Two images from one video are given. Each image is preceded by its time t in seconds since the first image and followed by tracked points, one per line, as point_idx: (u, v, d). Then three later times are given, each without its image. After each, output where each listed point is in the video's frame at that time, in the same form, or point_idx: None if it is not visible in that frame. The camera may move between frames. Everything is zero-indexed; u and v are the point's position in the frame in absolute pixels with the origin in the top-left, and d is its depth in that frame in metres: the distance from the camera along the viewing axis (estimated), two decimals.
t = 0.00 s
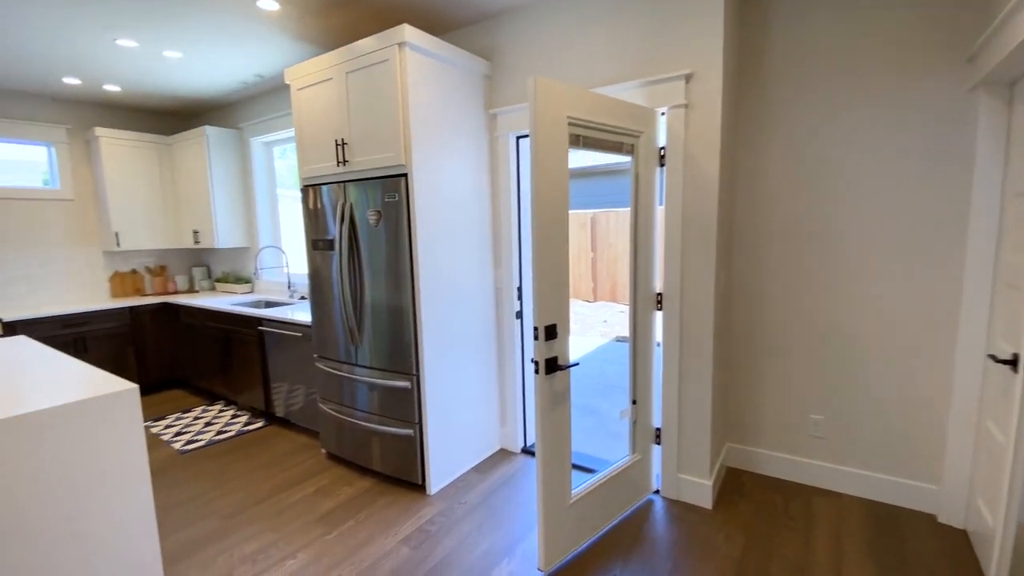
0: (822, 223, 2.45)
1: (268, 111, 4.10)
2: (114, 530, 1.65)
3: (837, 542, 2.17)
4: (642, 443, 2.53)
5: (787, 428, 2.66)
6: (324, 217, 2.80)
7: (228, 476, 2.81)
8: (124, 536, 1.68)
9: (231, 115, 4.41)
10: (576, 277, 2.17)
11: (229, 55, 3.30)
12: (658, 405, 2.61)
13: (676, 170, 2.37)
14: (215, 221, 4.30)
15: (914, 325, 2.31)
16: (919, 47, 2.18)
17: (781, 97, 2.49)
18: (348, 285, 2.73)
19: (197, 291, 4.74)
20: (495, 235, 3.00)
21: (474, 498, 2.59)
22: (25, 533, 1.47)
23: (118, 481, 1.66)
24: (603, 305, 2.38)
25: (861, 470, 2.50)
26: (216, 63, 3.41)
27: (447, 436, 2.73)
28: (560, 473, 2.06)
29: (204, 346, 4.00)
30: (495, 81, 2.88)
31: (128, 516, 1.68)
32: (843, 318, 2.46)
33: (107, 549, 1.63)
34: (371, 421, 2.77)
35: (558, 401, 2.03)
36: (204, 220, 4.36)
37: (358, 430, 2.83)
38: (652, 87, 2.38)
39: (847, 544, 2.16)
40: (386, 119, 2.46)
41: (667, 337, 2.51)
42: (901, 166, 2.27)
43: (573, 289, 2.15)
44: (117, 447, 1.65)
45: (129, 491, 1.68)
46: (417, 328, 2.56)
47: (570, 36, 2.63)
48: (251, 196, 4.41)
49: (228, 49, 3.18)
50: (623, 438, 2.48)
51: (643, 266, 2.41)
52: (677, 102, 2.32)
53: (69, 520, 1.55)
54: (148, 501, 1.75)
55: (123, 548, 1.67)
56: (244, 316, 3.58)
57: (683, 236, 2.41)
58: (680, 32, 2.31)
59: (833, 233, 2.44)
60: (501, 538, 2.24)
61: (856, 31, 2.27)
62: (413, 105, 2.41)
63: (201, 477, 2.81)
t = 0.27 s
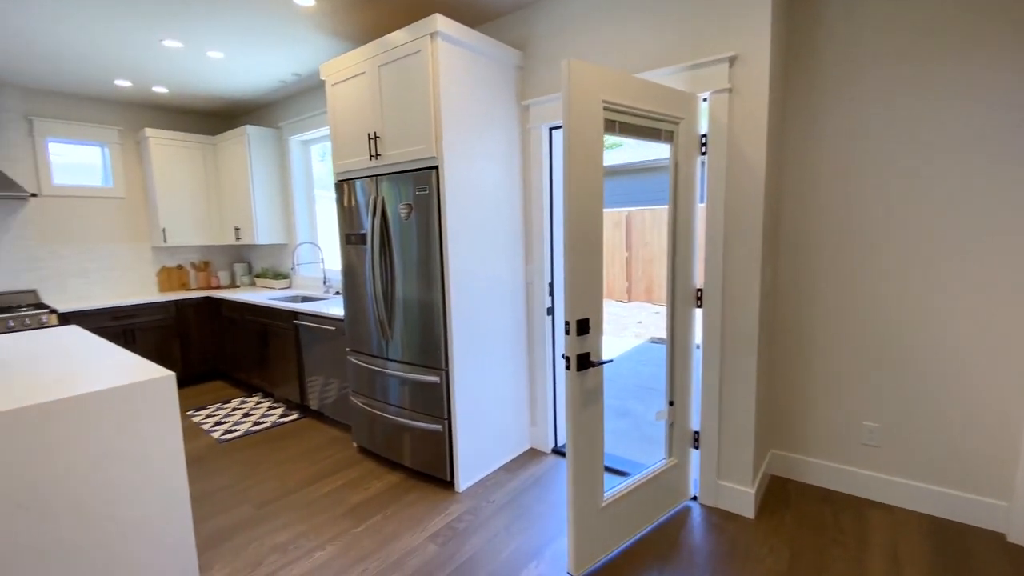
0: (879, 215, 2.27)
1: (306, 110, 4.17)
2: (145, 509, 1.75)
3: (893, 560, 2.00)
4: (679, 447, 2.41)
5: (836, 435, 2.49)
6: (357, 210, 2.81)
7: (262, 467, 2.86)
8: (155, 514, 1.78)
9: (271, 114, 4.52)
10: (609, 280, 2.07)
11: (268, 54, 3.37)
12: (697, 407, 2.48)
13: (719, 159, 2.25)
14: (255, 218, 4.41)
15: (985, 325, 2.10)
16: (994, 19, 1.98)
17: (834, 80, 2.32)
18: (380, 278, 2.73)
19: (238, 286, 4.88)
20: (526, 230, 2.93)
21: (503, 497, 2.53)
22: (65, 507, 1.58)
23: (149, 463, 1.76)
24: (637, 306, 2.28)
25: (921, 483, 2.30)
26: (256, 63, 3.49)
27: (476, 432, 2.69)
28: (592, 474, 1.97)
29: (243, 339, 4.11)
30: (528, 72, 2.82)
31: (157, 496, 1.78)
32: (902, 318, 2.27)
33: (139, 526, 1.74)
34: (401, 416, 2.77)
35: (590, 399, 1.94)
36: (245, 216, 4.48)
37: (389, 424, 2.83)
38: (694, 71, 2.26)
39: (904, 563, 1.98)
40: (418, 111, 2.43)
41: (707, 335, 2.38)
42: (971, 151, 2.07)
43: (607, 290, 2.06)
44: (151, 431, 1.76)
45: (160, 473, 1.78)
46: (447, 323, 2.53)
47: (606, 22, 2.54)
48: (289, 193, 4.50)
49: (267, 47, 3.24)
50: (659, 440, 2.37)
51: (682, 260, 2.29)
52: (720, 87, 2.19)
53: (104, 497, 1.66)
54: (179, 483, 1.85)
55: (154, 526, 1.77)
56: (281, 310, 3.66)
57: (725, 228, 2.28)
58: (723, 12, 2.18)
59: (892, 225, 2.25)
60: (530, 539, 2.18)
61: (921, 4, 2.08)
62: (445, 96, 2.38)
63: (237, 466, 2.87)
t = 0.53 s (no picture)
0: (943, 209, 2.08)
1: (342, 110, 4.24)
2: (177, 495, 1.83)
3: None
4: (717, 454, 2.29)
5: (891, 448, 2.30)
6: (387, 207, 2.81)
7: (294, 460, 2.91)
8: (186, 500, 1.85)
9: (309, 116, 4.63)
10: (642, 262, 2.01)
11: (305, 56, 3.43)
12: (735, 414, 2.35)
13: (762, 151, 2.12)
14: (293, 218, 4.52)
15: None
16: None
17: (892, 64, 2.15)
18: (409, 276, 2.73)
19: (276, 284, 5.03)
20: (557, 228, 2.87)
21: (531, 499, 2.48)
22: (104, 489, 1.68)
23: (183, 452, 1.84)
24: (673, 308, 2.21)
25: (989, 504, 2.09)
26: (294, 65, 3.57)
27: (503, 433, 2.64)
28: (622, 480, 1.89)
29: (280, 335, 4.21)
30: (561, 65, 2.76)
31: (189, 483, 1.85)
32: (969, 322, 2.07)
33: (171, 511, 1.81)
34: (429, 414, 2.76)
35: (620, 402, 1.86)
36: (283, 216, 4.60)
37: (417, 421, 2.82)
38: (735, 59, 2.14)
39: None
40: (448, 107, 2.41)
41: (747, 338, 2.25)
42: None
43: (638, 289, 1.98)
44: (183, 421, 1.83)
45: (191, 461, 1.85)
46: (475, 321, 2.50)
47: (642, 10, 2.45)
48: (326, 193, 4.59)
49: (303, 49, 3.31)
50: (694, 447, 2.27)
51: (721, 258, 2.17)
52: (764, 74, 2.07)
53: (140, 481, 1.74)
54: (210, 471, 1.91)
55: (185, 511, 1.85)
56: (316, 307, 3.72)
57: (767, 225, 2.15)
58: None
59: (957, 221, 2.06)
60: (558, 545, 2.11)
61: None
62: (474, 91, 2.35)
63: (271, 459, 2.93)
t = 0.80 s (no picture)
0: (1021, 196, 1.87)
1: (376, 108, 4.28)
2: (205, 480, 1.86)
3: None
4: (757, 460, 2.13)
5: (956, 461, 2.09)
6: (416, 201, 2.79)
7: (323, 452, 2.93)
8: (214, 486, 1.88)
9: (345, 115, 4.70)
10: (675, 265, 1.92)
11: (339, 53, 3.47)
12: (779, 418, 2.19)
13: (810, 135, 1.97)
14: (327, 215, 4.59)
15: None
16: None
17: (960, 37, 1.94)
18: (436, 269, 2.70)
19: (313, 280, 5.13)
20: (588, 221, 2.78)
21: (558, 501, 2.39)
22: (135, 472, 1.72)
23: (211, 438, 1.87)
24: (713, 310, 2.13)
25: None
26: (328, 63, 3.62)
27: (530, 431, 2.57)
28: (653, 483, 1.78)
29: (314, 330, 4.29)
30: (593, 53, 2.66)
31: (217, 469, 1.89)
32: None
33: (199, 495, 1.85)
34: (455, 410, 2.72)
35: (652, 400, 1.76)
36: (319, 213, 4.68)
37: (443, 417, 2.79)
38: (782, 37, 2.00)
39: None
40: (476, 97, 2.37)
41: (792, 337, 2.09)
42: None
43: (673, 287, 1.86)
44: (212, 407, 1.86)
45: (218, 448, 1.89)
46: (501, 315, 2.43)
47: None
48: (360, 190, 4.65)
49: (335, 46, 3.34)
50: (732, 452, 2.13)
51: (764, 250, 2.03)
52: (813, 51, 1.92)
53: (170, 466, 1.78)
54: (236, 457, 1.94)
55: (212, 497, 1.88)
56: (348, 302, 3.75)
57: (816, 214, 1.99)
58: None
59: None
60: (584, 549, 2.02)
61: None
62: (503, 79, 2.29)
63: (301, 450, 2.96)
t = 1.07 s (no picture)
0: None
1: (408, 107, 4.31)
2: (230, 467, 1.90)
3: None
4: (799, 469, 1.98)
5: None
6: (443, 195, 2.77)
7: (351, 446, 2.96)
8: (238, 473, 1.92)
9: (379, 115, 4.76)
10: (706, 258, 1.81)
11: (372, 52, 3.51)
12: (824, 425, 2.03)
13: (861, 117, 1.81)
14: (362, 213, 4.66)
15: None
16: None
17: None
18: (462, 265, 2.66)
19: (348, 278, 5.23)
20: (619, 215, 2.68)
21: (584, 504, 2.31)
22: (163, 457, 1.77)
23: (236, 426, 1.91)
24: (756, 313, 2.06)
25: None
26: (362, 63, 3.68)
27: (556, 431, 2.49)
28: (682, 489, 1.68)
29: (348, 326, 4.36)
30: (626, 41, 2.57)
31: (242, 457, 1.92)
32: None
33: (223, 482, 1.89)
34: (480, 408, 2.67)
35: (682, 401, 1.65)
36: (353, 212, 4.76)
37: (469, 415, 2.75)
38: (829, 12, 1.86)
39: None
40: (503, 88, 2.32)
41: (840, 337, 1.93)
42: None
43: (706, 282, 1.75)
44: (237, 395, 1.90)
45: (243, 436, 1.92)
46: (526, 311, 2.37)
47: None
48: (394, 189, 4.71)
49: (368, 45, 3.38)
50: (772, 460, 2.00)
51: (808, 243, 1.88)
52: (865, 26, 1.76)
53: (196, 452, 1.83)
54: (261, 445, 1.97)
55: (237, 484, 1.91)
56: (379, 298, 3.79)
57: (867, 203, 1.83)
58: None
59: None
60: (610, 555, 1.93)
61: None
62: (530, 68, 2.24)
63: (330, 444, 3.00)
